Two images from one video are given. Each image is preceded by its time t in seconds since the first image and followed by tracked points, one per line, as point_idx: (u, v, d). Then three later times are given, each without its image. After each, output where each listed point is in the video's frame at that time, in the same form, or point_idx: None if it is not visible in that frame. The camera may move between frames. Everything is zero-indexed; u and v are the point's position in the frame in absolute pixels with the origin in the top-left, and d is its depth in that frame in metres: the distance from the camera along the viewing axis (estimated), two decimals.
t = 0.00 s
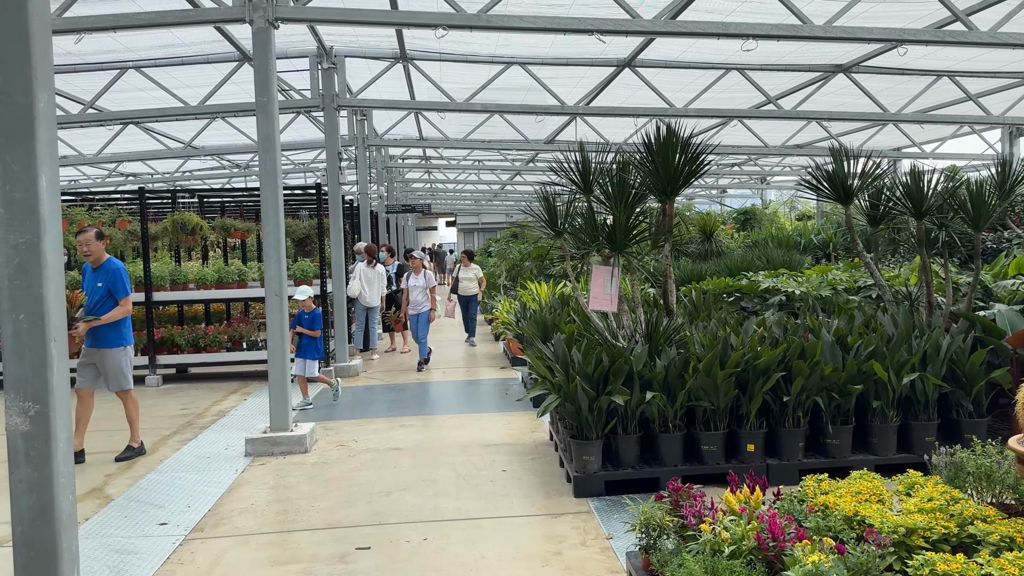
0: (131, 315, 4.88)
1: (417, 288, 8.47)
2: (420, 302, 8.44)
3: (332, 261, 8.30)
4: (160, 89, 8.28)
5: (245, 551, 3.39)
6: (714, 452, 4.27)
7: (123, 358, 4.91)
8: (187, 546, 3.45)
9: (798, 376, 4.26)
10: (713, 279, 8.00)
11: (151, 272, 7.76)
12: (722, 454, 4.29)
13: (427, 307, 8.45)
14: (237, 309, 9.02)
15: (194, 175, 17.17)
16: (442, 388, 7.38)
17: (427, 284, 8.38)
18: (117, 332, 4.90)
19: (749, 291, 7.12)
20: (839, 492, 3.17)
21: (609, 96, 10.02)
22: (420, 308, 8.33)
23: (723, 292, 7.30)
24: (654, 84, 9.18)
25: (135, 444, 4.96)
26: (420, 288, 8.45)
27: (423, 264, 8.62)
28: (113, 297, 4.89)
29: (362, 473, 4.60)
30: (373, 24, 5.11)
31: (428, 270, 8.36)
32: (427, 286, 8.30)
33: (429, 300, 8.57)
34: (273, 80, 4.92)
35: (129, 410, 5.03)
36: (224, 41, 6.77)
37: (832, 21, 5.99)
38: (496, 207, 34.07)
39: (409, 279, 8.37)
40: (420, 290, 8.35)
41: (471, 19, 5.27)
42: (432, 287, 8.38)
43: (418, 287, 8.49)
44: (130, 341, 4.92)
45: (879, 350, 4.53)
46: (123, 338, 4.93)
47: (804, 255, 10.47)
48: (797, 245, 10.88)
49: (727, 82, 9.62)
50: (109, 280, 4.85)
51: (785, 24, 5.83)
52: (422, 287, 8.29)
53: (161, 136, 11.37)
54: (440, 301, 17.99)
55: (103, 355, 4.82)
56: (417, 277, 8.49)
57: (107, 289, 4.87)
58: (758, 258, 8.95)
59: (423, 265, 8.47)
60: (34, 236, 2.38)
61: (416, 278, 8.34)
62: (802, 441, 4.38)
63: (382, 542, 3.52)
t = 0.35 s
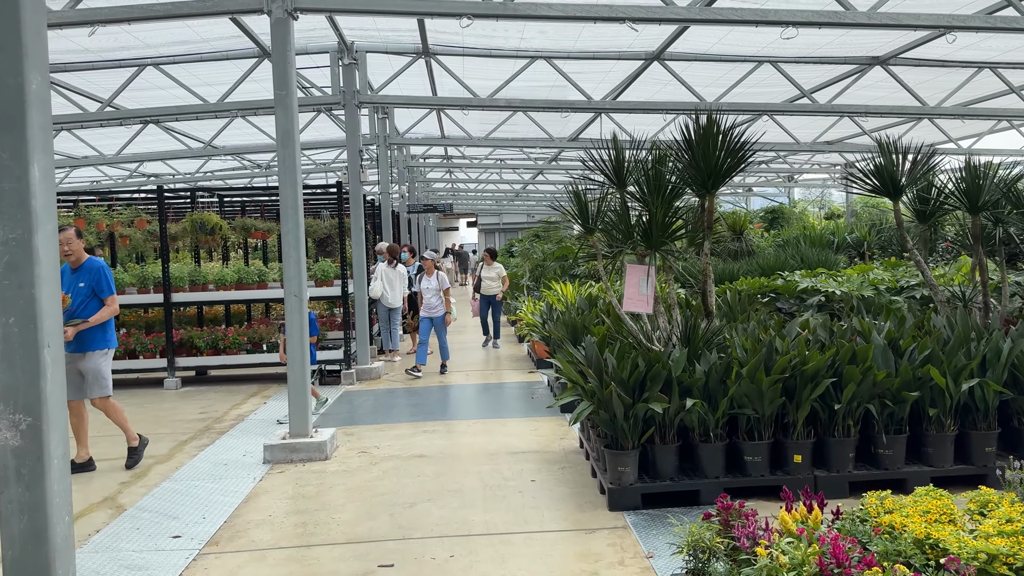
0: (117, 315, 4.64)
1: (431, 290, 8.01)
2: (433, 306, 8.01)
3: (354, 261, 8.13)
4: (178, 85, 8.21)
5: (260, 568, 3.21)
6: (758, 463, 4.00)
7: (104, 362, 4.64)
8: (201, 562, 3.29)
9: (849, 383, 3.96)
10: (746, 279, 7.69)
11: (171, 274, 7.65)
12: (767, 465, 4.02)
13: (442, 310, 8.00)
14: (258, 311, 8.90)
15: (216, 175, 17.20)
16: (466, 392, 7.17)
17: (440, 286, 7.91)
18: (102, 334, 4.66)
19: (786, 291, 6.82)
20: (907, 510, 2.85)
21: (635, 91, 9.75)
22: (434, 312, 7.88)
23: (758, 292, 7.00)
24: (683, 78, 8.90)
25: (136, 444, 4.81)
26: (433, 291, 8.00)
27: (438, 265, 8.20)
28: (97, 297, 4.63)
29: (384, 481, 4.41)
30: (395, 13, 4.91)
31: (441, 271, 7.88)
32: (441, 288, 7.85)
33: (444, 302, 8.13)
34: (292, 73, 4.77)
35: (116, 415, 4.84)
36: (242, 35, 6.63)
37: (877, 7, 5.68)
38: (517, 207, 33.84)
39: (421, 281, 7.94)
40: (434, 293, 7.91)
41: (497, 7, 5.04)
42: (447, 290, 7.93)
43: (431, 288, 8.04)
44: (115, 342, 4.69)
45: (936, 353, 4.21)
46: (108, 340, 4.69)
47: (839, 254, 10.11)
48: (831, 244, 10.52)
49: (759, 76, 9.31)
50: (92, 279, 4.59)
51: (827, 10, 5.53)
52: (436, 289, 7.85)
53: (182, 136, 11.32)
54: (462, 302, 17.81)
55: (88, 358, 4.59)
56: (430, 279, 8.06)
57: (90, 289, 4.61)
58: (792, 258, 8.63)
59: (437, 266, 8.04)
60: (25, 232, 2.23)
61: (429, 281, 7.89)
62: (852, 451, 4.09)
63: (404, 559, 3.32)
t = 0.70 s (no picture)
0: (93, 323, 4.39)
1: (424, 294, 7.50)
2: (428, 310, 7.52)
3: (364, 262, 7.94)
4: (185, 83, 8.08)
5: None
6: (791, 480, 3.76)
7: (77, 373, 4.36)
8: None
9: (889, 395, 3.70)
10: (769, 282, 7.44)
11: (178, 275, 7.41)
12: (801, 483, 3.77)
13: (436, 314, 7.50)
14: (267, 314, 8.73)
15: (226, 176, 17.08)
16: (479, 398, 6.94)
17: (434, 289, 7.42)
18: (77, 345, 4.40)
19: (811, 294, 6.55)
20: (966, 540, 2.56)
21: (653, 88, 9.51)
22: (428, 316, 7.38)
23: (783, 296, 6.73)
24: (702, 74, 8.64)
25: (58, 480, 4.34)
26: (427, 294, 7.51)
27: (431, 269, 7.78)
28: (74, 305, 4.41)
29: (395, 496, 4.20)
30: (406, 6, 4.71)
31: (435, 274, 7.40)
32: (435, 291, 7.41)
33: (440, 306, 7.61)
34: (299, 67, 4.60)
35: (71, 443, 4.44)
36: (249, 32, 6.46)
37: None
38: (529, 208, 33.61)
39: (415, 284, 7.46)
40: (428, 296, 7.44)
41: None
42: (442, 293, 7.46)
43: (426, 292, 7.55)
44: (91, 352, 4.43)
45: (982, 364, 3.92)
46: (84, 349, 4.43)
47: (863, 255, 9.80)
48: (854, 245, 10.21)
49: (780, 72, 9.04)
50: (69, 285, 4.37)
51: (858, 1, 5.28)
52: (430, 292, 7.39)
53: (191, 136, 11.19)
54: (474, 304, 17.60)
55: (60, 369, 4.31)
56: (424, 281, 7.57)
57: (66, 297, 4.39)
58: (815, 260, 8.35)
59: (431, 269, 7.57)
60: None
61: (422, 284, 7.42)
62: (892, 468, 3.82)
63: None
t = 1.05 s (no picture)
0: (56, 329, 4.08)
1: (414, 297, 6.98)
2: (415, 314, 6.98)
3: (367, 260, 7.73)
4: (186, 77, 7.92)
5: None
6: (815, 493, 3.51)
7: (38, 382, 4.06)
8: None
9: (922, 404, 3.44)
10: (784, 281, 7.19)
11: (176, 273, 7.22)
12: (826, 496, 3.53)
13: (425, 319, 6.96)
14: (268, 313, 8.53)
15: (230, 173, 16.91)
16: (484, 401, 6.71)
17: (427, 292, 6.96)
18: (38, 351, 4.09)
19: (829, 294, 6.30)
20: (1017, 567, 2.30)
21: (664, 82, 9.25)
22: (416, 320, 6.85)
23: (800, 296, 6.49)
24: (716, 67, 8.38)
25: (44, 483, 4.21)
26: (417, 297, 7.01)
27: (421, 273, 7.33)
28: (38, 308, 4.10)
29: (394, 507, 3.97)
30: None
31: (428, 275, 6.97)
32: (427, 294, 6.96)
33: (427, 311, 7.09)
34: (296, 55, 4.40)
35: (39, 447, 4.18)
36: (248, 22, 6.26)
37: None
38: (536, 207, 33.38)
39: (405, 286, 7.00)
40: (417, 299, 6.94)
41: None
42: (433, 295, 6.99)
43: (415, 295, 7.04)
44: (52, 361, 4.11)
45: (1021, 370, 3.66)
46: (45, 357, 4.12)
47: (879, 254, 9.52)
48: (869, 244, 9.94)
49: (796, 65, 8.76)
50: (34, 287, 4.07)
51: None
52: (420, 295, 6.93)
53: (193, 131, 11.02)
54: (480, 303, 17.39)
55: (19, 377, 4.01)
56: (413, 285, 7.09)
57: (30, 299, 4.08)
58: (831, 258, 8.09)
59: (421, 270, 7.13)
60: None
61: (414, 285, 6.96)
62: (924, 481, 3.57)
63: None
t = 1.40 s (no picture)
0: (18, 331, 3.88)
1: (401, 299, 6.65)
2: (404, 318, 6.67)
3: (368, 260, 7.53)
4: (185, 72, 7.74)
5: None
6: (839, 513, 3.27)
7: (7, 388, 3.87)
8: None
9: (956, 419, 3.19)
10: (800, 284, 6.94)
11: (173, 274, 7.11)
12: (851, 517, 3.29)
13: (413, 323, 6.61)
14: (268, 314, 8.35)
15: (234, 171, 16.76)
16: (488, 406, 6.49)
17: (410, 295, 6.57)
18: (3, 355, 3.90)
19: (847, 297, 6.05)
20: None
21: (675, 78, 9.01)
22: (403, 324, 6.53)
23: (816, 299, 6.24)
24: (729, 62, 8.13)
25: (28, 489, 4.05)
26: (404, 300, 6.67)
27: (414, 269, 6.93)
28: None
29: (390, 522, 3.76)
30: None
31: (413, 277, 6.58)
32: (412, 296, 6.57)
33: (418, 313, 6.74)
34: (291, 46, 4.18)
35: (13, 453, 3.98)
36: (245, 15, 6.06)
37: None
38: (544, 206, 33.13)
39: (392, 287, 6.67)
40: (403, 302, 6.60)
41: None
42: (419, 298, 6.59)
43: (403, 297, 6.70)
44: (17, 365, 3.92)
45: None
46: (11, 361, 3.92)
47: (896, 256, 9.24)
48: (886, 245, 9.66)
49: (812, 60, 8.49)
50: None
51: None
52: (404, 297, 6.56)
53: (194, 128, 10.86)
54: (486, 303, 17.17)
55: None
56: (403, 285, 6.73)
57: None
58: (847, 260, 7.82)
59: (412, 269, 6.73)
60: None
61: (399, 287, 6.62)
62: (957, 500, 3.32)
63: None
